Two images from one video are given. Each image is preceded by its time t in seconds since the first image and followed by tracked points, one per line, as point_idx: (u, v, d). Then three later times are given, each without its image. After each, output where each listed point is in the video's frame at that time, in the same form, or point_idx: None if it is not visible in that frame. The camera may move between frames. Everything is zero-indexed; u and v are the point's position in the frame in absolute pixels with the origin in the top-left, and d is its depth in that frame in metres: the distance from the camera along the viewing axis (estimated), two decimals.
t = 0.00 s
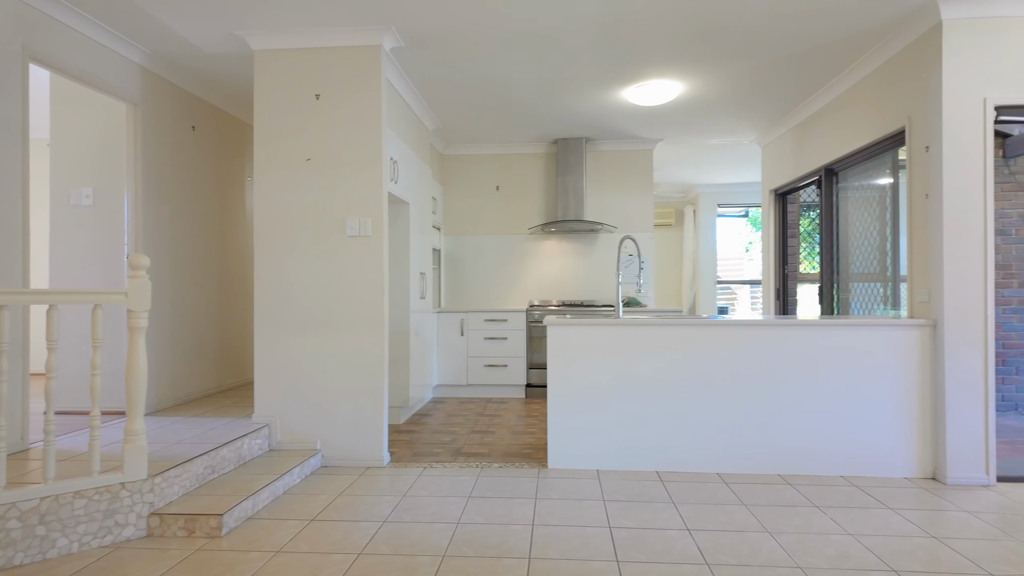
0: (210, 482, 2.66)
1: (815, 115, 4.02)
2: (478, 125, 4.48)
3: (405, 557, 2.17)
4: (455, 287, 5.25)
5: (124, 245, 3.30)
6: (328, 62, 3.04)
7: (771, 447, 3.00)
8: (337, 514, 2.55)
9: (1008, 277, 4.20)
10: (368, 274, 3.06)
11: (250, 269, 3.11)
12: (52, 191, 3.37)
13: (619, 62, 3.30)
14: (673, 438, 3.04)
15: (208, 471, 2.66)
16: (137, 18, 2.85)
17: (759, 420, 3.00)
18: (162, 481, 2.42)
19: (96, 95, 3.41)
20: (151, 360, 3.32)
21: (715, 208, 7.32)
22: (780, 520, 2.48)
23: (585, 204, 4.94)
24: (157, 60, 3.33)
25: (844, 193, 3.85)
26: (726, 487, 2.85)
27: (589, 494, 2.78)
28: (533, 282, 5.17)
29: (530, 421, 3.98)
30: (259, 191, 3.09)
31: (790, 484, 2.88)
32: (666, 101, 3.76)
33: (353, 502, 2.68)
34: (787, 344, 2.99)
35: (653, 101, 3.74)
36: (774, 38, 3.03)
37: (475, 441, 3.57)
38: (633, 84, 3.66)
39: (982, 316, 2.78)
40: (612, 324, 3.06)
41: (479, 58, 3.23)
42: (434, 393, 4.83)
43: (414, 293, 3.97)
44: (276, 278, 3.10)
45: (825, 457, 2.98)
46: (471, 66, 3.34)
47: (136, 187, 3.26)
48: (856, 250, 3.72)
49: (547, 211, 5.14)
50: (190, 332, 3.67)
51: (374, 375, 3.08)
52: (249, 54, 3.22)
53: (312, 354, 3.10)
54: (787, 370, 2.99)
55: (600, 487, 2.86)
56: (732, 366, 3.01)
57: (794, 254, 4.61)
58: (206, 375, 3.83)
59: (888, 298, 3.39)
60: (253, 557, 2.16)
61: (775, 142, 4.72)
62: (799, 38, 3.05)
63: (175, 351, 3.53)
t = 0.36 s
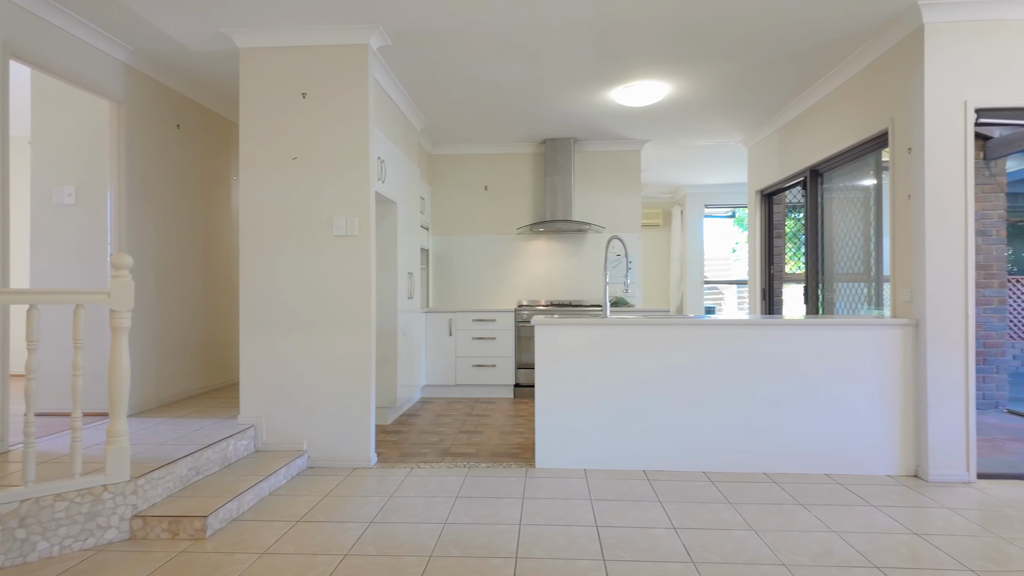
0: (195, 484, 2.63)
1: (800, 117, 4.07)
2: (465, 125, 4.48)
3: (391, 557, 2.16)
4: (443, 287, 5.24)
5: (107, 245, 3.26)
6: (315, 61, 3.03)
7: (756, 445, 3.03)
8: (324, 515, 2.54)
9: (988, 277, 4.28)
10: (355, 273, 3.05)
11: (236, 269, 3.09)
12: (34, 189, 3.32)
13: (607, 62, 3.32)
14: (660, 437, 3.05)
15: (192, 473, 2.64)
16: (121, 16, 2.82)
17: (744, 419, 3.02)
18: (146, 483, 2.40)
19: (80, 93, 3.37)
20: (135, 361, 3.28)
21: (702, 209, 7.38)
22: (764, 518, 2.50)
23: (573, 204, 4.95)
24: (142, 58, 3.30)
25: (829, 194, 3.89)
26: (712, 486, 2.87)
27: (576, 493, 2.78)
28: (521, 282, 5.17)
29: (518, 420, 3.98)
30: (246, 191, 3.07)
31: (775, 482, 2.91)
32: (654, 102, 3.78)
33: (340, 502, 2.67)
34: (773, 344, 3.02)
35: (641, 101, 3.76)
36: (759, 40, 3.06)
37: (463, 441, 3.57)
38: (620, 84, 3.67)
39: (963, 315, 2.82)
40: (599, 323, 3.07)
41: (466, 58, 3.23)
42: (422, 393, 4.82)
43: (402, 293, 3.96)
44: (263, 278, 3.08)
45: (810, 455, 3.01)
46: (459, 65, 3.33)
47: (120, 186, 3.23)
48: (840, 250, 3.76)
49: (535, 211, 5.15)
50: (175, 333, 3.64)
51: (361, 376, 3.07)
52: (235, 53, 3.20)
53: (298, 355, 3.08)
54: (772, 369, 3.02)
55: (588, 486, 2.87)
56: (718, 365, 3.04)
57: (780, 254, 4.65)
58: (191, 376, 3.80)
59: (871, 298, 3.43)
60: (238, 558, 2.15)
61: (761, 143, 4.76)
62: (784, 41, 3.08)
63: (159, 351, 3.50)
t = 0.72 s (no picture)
0: (179, 485, 2.61)
1: (785, 118, 4.11)
2: (453, 124, 4.47)
3: (378, 558, 2.15)
4: (431, 287, 5.23)
5: (89, 245, 3.22)
6: (301, 59, 3.01)
7: (742, 443, 3.05)
8: (310, 516, 2.53)
9: (969, 277, 4.35)
10: (342, 273, 3.03)
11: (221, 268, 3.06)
12: (15, 187, 3.28)
13: (595, 63, 3.33)
14: (647, 436, 3.07)
15: (176, 474, 2.61)
16: (104, 12, 2.78)
17: (730, 417, 3.05)
18: (129, 485, 2.37)
19: (62, 91, 3.33)
20: (118, 362, 3.24)
21: (689, 210, 7.43)
22: (749, 515, 2.52)
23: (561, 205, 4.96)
24: (125, 56, 3.26)
25: (814, 195, 3.93)
26: (698, 484, 2.89)
27: (563, 492, 2.79)
28: (510, 282, 5.18)
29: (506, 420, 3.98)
30: (231, 190, 3.04)
31: (760, 480, 2.93)
32: (641, 103, 3.81)
33: (326, 504, 2.66)
34: (758, 343, 3.05)
35: (628, 102, 3.77)
36: (745, 42, 3.09)
37: (450, 441, 3.57)
38: (608, 85, 3.69)
39: (944, 315, 2.86)
40: (586, 323, 3.08)
41: (454, 57, 3.23)
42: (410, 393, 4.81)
43: (389, 292, 3.95)
44: (248, 277, 3.05)
45: (794, 453, 3.04)
46: (447, 65, 3.33)
47: (102, 184, 3.19)
48: (824, 250, 3.81)
49: (523, 211, 5.16)
50: (158, 333, 3.60)
51: (348, 376, 3.06)
52: (220, 51, 3.17)
53: (284, 355, 3.06)
54: (757, 368, 3.05)
55: (575, 485, 2.87)
56: (704, 363, 3.06)
57: (766, 255, 4.70)
58: (174, 377, 3.76)
59: (855, 298, 3.47)
60: (222, 560, 2.13)
61: (747, 144, 4.80)
62: (770, 43, 3.11)
63: (143, 352, 3.47)
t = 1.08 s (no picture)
0: (162, 487, 2.58)
1: (770, 120, 4.14)
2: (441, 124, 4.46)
3: (364, 559, 2.14)
4: (419, 287, 5.22)
5: (71, 244, 3.18)
6: (286, 57, 2.99)
7: (727, 442, 3.07)
8: (295, 517, 2.51)
9: (951, 278, 4.42)
10: (328, 272, 3.02)
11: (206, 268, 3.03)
12: None
13: (583, 64, 3.34)
14: (633, 435, 3.08)
15: (160, 476, 2.59)
16: (86, 8, 2.74)
17: (716, 416, 3.07)
18: (110, 487, 2.34)
19: (43, 88, 3.29)
20: (99, 363, 3.20)
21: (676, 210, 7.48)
22: (735, 513, 2.54)
23: (549, 205, 4.97)
24: (108, 53, 3.22)
25: (798, 196, 3.97)
26: (683, 483, 2.91)
27: (550, 492, 2.80)
28: (497, 282, 5.18)
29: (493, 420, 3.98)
30: (216, 189, 3.02)
31: (745, 479, 2.95)
32: (628, 104, 3.83)
33: (312, 505, 2.64)
34: (744, 342, 3.07)
35: (616, 103, 3.79)
36: (730, 44, 3.11)
37: (437, 441, 3.56)
38: (595, 85, 3.70)
39: (925, 315, 2.89)
40: (572, 322, 3.09)
41: (442, 57, 3.22)
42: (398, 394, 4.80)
43: (376, 293, 3.94)
44: (233, 277, 3.03)
45: (780, 451, 3.07)
46: (435, 64, 3.33)
47: (84, 183, 3.15)
48: (809, 251, 3.85)
49: (511, 211, 5.16)
50: (142, 333, 3.56)
51: (333, 376, 3.04)
52: (205, 48, 3.15)
53: (269, 355, 3.04)
54: (743, 367, 3.07)
55: (562, 484, 2.88)
56: (690, 363, 3.08)
57: (751, 255, 4.74)
58: (158, 378, 3.72)
59: (839, 297, 3.50)
60: (206, 562, 2.11)
61: (733, 145, 4.84)
62: (756, 44, 3.13)
63: (126, 353, 3.43)
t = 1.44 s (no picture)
0: (145, 489, 2.55)
1: (756, 121, 4.18)
2: (429, 123, 4.46)
3: (349, 560, 2.14)
4: (407, 287, 5.20)
5: (52, 243, 3.13)
6: (273, 55, 2.97)
7: (713, 441, 3.10)
8: (281, 519, 2.49)
9: (933, 278, 4.48)
10: (315, 272, 3.00)
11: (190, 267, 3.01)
12: None
13: (571, 64, 3.35)
14: (620, 435, 3.10)
15: (143, 477, 2.56)
16: (67, 5, 2.71)
17: (701, 415, 3.09)
18: (92, 489, 2.31)
19: (23, 85, 3.24)
20: (81, 363, 3.16)
21: (663, 211, 7.52)
22: (720, 512, 2.56)
23: (537, 205, 4.98)
24: (90, 49, 3.18)
25: (783, 196, 4.01)
26: (669, 481, 2.92)
27: (537, 491, 2.80)
28: (486, 282, 5.18)
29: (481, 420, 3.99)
30: (201, 188, 2.99)
31: (731, 477, 2.98)
32: (616, 105, 3.84)
33: (298, 506, 2.62)
34: (729, 341, 3.10)
35: (603, 103, 3.81)
36: (717, 45, 3.14)
37: (425, 442, 3.56)
38: (583, 86, 3.71)
39: (907, 314, 2.93)
40: (559, 322, 3.10)
41: (430, 56, 3.22)
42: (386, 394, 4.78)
43: (363, 293, 3.92)
44: (218, 276, 3.00)
45: (765, 450, 3.10)
46: (422, 64, 3.32)
47: (65, 181, 3.11)
48: (794, 251, 3.88)
49: (499, 211, 5.17)
50: (124, 334, 3.52)
51: (320, 377, 3.02)
52: (190, 46, 3.12)
53: (254, 355, 3.02)
54: (728, 366, 3.10)
55: (549, 484, 2.89)
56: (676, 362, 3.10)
57: (737, 255, 4.78)
58: (141, 379, 3.68)
59: (824, 297, 3.54)
60: (190, 564, 2.09)
61: (720, 146, 4.88)
62: (741, 46, 3.16)
63: (109, 353, 3.39)
